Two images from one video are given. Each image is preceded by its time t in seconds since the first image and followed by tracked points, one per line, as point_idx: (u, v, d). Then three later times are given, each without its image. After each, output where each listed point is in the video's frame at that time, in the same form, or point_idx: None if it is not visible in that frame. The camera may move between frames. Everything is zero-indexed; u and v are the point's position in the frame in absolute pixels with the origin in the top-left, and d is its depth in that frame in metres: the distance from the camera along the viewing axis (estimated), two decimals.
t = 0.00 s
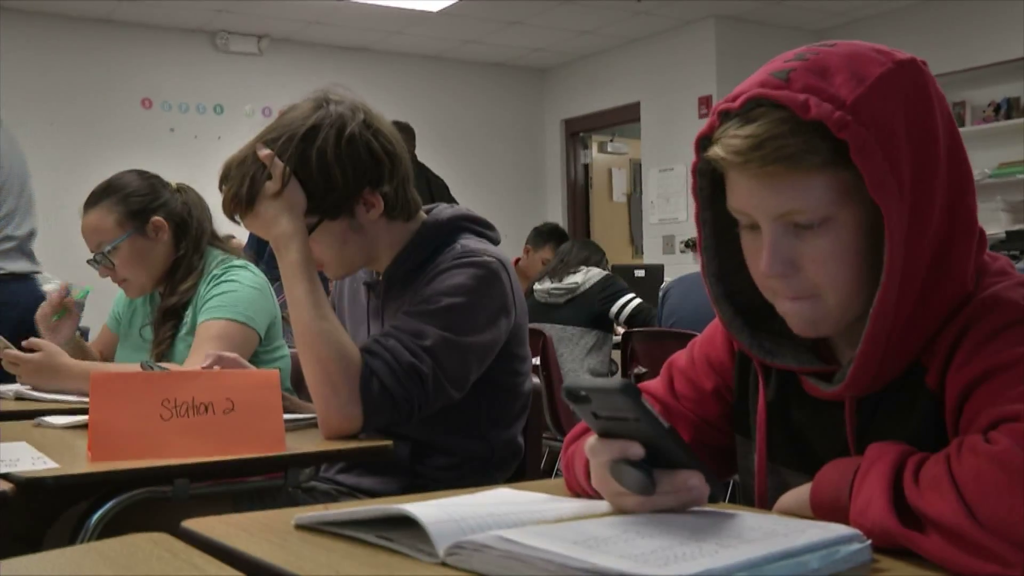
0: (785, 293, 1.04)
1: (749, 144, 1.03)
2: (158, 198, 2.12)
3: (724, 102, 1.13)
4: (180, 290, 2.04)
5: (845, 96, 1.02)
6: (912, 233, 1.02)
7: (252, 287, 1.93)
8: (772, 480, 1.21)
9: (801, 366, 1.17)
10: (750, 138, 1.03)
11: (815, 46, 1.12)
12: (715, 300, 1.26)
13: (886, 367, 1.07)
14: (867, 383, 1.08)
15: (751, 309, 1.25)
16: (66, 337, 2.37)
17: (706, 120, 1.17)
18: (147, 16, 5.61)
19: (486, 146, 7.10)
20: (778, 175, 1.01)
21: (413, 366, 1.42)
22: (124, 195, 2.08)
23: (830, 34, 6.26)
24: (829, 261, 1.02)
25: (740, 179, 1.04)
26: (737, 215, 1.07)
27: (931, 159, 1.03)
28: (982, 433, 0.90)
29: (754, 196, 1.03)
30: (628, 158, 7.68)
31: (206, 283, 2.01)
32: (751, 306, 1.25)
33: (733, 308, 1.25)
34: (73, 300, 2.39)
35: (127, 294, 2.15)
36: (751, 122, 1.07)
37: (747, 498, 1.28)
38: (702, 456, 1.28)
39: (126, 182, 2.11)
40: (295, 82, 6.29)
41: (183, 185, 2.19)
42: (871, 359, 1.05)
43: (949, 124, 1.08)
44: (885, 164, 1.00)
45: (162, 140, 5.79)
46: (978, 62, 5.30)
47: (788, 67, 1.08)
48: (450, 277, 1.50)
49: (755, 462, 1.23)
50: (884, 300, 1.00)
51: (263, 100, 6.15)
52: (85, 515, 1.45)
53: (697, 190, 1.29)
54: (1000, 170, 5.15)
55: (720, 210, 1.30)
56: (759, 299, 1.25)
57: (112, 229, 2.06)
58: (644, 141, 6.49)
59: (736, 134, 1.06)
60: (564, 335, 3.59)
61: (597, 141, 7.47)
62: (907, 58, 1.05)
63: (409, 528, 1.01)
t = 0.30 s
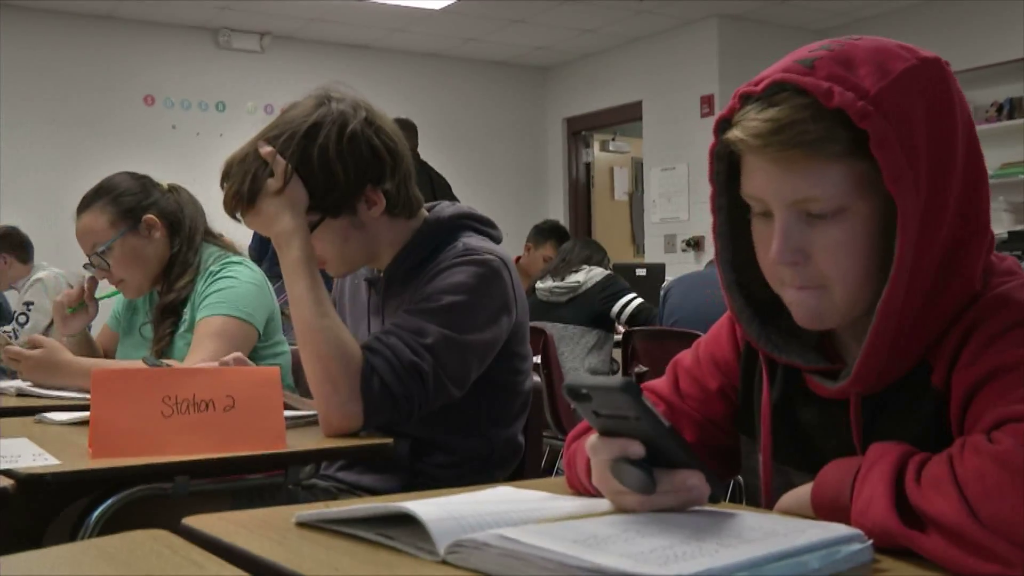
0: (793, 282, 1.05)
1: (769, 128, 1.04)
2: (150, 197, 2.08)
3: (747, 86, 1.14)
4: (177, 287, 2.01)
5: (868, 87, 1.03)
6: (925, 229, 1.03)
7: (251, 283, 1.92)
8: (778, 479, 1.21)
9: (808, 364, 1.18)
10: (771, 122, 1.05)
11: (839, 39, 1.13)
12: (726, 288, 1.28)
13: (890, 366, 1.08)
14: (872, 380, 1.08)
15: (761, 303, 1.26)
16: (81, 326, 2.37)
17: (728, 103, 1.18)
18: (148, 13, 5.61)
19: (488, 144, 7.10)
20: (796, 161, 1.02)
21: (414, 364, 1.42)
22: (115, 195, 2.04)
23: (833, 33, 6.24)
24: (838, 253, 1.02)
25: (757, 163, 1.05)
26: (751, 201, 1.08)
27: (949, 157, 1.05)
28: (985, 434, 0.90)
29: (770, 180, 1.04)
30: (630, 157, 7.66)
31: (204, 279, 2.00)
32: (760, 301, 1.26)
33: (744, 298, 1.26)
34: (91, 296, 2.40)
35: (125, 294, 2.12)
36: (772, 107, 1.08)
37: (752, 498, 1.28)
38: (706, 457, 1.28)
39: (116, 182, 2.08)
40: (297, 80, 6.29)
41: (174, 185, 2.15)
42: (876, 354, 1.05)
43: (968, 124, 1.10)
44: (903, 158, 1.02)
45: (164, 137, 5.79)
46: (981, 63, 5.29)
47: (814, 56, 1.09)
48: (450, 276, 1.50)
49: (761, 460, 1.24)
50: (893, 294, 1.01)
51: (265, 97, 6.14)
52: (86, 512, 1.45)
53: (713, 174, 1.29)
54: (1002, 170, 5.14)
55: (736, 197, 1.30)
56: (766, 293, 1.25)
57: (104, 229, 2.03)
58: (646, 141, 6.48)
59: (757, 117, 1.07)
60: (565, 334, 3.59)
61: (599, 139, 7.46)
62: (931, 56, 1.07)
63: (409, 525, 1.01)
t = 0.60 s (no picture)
0: (802, 278, 1.05)
1: (785, 122, 1.04)
2: (156, 197, 2.07)
3: (764, 80, 1.14)
4: (185, 286, 2.01)
5: (886, 83, 1.03)
6: (939, 228, 1.02)
7: (258, 281, 1.88)
8: (788, 480, 1.21)
9: (819, 363, 1.18)
10: (786, 116, 1.04)
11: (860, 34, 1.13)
12: (739, 283, 1.28)
13: (903, 365, 1.07)
14: (884, 379, 1.08)
15: (775, 300, 1.25)
16: (90, 323, 2.38)
17: (744, 97, 1.18)
18: (157, 12, 5.62)
19: (496, 143, 7.10)
20: (811, 156, 1.02)
21: (423, 362, 1.42)
22: (121, 195, 2.04)
23: (843, 33, 6.22)
24: (850, 250, 1.02)
25: (772, 157, 1.05)
26: (765, 196, 1.08)
27: (966, 156, 1.04)
28: (1000, 435, 0.90)
29: (784, 176, 1.03)
30: (638, 156, 7.67)
31: (212, 277, 1.97)
32: (774, 298, 1.26)
33: (757, 294, 1.26)
34: (100, 293, 2.40)
35: (134, 294, 2.12)
36: (788, 101, 1.08)
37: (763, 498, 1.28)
38: (716, 456, 1.28)
39: (123, 182, 2.07)
40: (306, 78, 6.29)
41: (181, 183, 2.14)
42: (889, 353, 1.05)
43: (986, 124, 1.09)
44: (919, 155, 1.02)
45: (174, 135, 5.80)
46: (991, 62, 5.27)
47: (832, 51, 1.09)
48: (460, 274, 1.49)
49: (769, 460, 1.24)
50: (906, 292, 1.01)
51: (274, 96, 6.15)
52: (96, 509, 1.45)
53: (729, 168, 1.29)
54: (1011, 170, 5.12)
55: (750, 191, 1.30)
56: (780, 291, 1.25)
57: (112, 229, 2.02)
58: (654, 140, 6.48)
59: (773, 111, 1.07)
60: (574, 334, 3.58)
61: (607, 138, 7.46)
62: (949, 55, 1.06)
63: (422, 524, 1.00)
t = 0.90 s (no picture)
0: (823, 282, 1.04)
1: (804, 128, 1.04)
2: (175, 199, 2.08)
3: (782, 86, 1.14)
4: (205, 287, 2.01)
5: (904, 87, 1.03)
6: (962, 231, 1.02)
7: (278, 283, 1.88)
8: (814, 485, 1.20)
9: (844, 367, 1.16)
10: (805, 122, 1.04)
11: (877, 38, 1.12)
12: (761, 288, 1.27)
13: (930, 369, 1.06)
14: (910, 384, 1.07)
15: (797, 305, 1.24)
16: (111, 324, 2.39)
17: (762, 103, 1.18)
18: (177, 15, 5.65)
19: (513, 144, 7.10)
20: (830, 161, 1.01)
21: (445, 364, 1.42)
22: (141, 199, 2.05)
23: (861, 33, 6.19)
24: (874, 254, 1.01)
25: (791, 163, 1.05)
26: (786, 202, 1.07)
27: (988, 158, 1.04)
28: None
29: (804, 181, 1.03)
30: (656, 157, 7.64)
31: (232, 279, 1.98)
32: (796, 301, 1.24)
33: (781, 302, 1.25)
34: (120, 295, 2.41)
35: (155, 296, 2.12)
36: (807, 106, 1.08)
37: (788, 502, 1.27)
38: (741, 460, 1.27)
39: (143, 186, 2.08)
40: (323, 79, 6.31)
41: (200, 185, 2.14)
42: (915, 357, 1.04)
43: (1008, 126, 1.08)
44: (940, 159, 1.01)
45: (193, 137, 5.83)
46: (1011, 62, 5.22)
47: (850, 55, 1.09)
48: (482, 277, 1.49)
49: (794, 466, 1.23)
50: (930, 294, 1.01)
51: (292, 98, 6.17)
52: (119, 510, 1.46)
53: (747, 174, 1.28)
54: None
55: (770, 197, 1.29)
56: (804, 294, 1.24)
57: (132, 233, 2.04)
58: (671, 141, 6.46)
59: (791, 117, 1.07)
60: (593, 335, 3.57)
61: (625, 140, 7.44)
62: (969, 57, 1.06)
63: (446, 527, 1.00)
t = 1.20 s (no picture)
0: (840, 290, 1.04)
1: (815, 139, 1.04)
2: (189, 200, 2.08)
3: (792, 96, 1.14)
4: (221, 287, 2.02)
5: (916, 93, 1.03)
6: (979, 235, 1.02)
7: (293, 282, 1.88)
8: (832, 487, 1.19)
9: (862, 370, 1.15)
10: (816, 134, 1.04)
11: (886, 42, 1.13)
12: (777, 295, 1.25)
13: (950, 373, 1.06)
14: (930, 389, 1.06)
15: (814, 308, 1.23)
16: (128, 322, 2.40)
17: (772, 113, 1.17)
18: (192, 15, 5.67)
19: (526, 144, 7.10)
20: (842, 172, 1.01)
21: (462, 365, 1.42)
22: (156, 199, 2.05)
23: (877, 35, 6.17)
24: (891, 262, 1.01)
25: (804, 174, 1.05)
26: (801, 213, 1.07)
27: (1003, 158, 1.04)
28: None
29: (819, 192, 1.03)
30: (670, 158, 7.63)
31: (247, 279, 1.98)
32: (813, 305, 1.23)
33: (796, 306, 1.23)
34: (136, 294, 2.41)
35: (171, 296, 2.13)
36: (818, 117, 1.07)
37: (805, 505, 1.26)
38: (758, 462, 1.27)
39: (158, 186, 2.08)
40: (338, 80, 6.33)
41: (215, 186, 2.15)
42: (934, 362, 1.03)
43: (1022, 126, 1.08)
44: (954, 164, 1.01)
45: (208, 137, 5.86)
46: None
47: (859, 62, 1.09)
48: (499, 278, 1.50)
49: (813, 469, 1.22)
50: (950, 299, 1.01)
51: (307, 98, 6.19)
52: (136, 509, 1.46)
53: (760, 183, 1.27)
54: None
55: (784, 205, 1.28)
56: (819, 298, 1.23)
57: (148, 233, 2.03)
58: (685, 142, 6.45)
59: (802, 129, 1.07)
60: (606, 337, 3.57)
61: (638, 141, 7.43)
62: (980, 58, 1.06)
63: (464, 527, 1.00)
